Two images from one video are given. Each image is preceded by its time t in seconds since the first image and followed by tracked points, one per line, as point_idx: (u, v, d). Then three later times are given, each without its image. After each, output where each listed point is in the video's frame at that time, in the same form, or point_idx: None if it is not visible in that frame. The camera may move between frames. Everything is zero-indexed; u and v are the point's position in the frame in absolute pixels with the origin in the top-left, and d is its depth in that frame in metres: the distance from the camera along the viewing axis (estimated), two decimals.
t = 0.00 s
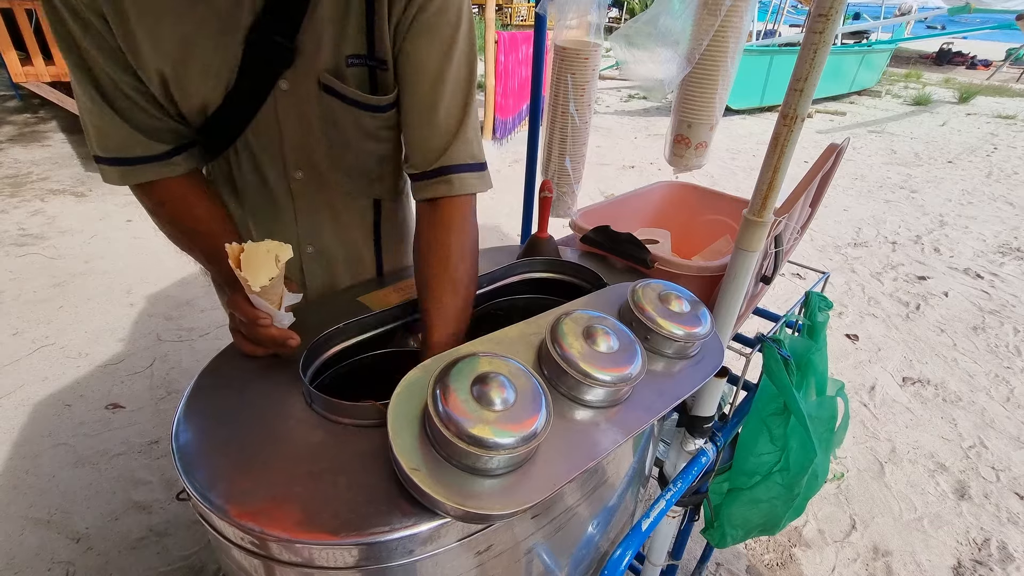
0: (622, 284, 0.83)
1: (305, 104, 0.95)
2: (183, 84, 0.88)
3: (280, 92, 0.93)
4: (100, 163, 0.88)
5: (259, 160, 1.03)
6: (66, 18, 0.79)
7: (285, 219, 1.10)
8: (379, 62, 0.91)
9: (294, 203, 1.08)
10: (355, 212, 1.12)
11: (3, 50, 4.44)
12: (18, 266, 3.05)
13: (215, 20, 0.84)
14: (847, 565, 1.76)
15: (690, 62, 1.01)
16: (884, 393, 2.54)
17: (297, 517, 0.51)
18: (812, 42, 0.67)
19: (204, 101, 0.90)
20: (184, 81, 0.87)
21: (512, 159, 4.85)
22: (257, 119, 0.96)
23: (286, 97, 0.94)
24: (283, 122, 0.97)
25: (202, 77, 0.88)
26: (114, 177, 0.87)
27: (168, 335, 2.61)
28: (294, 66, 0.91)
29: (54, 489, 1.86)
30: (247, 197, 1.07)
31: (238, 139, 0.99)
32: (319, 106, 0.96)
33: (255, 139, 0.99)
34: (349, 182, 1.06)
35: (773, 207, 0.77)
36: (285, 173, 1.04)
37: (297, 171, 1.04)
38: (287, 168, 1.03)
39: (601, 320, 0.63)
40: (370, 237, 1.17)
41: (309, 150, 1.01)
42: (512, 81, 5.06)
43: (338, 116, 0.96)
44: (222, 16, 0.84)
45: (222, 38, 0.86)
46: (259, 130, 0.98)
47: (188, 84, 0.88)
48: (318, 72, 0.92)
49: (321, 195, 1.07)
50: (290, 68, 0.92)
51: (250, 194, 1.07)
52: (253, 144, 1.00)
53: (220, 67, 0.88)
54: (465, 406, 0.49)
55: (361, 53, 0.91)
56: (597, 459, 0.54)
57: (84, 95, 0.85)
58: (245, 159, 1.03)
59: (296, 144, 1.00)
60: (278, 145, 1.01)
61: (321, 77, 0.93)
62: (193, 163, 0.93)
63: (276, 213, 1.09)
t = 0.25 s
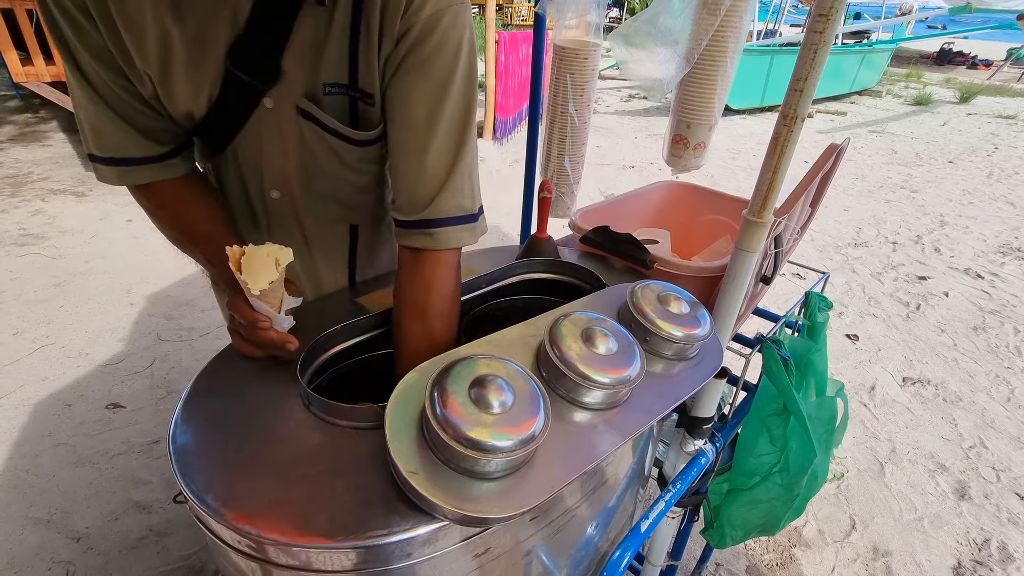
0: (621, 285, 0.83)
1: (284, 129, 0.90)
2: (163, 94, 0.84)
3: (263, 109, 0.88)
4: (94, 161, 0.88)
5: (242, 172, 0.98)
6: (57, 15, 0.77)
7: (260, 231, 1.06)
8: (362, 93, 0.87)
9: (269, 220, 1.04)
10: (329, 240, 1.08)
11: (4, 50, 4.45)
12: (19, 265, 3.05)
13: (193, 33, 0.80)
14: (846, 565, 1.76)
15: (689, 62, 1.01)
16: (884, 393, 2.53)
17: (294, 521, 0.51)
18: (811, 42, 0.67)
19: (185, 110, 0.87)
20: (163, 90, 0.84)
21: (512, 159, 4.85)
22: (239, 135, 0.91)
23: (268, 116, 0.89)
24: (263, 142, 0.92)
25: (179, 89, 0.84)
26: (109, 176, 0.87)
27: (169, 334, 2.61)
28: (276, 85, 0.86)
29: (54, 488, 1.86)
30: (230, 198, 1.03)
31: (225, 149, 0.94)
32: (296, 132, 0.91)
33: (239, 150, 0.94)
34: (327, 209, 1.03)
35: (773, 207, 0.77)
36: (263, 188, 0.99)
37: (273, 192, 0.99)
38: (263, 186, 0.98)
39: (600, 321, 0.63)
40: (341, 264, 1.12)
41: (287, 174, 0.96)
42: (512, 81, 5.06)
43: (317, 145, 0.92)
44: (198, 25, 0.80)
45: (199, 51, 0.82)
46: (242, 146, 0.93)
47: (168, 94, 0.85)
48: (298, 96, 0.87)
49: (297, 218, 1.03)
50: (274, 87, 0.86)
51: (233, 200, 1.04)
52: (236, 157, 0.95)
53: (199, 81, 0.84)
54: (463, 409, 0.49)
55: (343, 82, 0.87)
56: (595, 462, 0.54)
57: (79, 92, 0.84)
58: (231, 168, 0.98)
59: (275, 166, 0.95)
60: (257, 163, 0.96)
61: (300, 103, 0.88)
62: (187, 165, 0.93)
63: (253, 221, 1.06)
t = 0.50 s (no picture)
0: (619, 285, 0.83)
1: (272, 135, 0.89)
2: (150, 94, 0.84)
3: (251, 113, 0.87)
4: (87, 161, 0.89)
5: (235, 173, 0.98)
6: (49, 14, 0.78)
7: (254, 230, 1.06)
8: (349, 104, 0.85)
9: (263, 220, 1.04)
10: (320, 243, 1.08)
11: (4, 51, 4.46)
12: (19, 265, 3.05)
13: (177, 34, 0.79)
14: (846, 565, 1.75)
15: (687, 61, 1.01)
16: (885, 393, 2.53)
17: (290, 523, 0.51)
18: (809, 42, 0.67)
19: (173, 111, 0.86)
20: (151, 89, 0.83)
21: (512, 159, 4.85)
22: (230, 138, 0.91)
23: (256, 120, 0.88)
24: (253, 146, 0.91)
25: (165, 90, 0.83)
26: (100, 177, 0.88)
27: (169, 335, 2.62)
28: (263, 91, 0.85)
29: (54, 489, 1.86)
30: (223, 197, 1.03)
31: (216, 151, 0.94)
32: (284, 140, 0.89)
33: (230, 151, 0.93)
34: (320, 216, 1.03)
35: (772, 207, 0.77)
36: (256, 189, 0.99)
37: (267, 194, 0.99)
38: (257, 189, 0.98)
39: (597, 323, 0.63)
40: (334, 266, 1.12)
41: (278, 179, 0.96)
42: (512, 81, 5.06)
43: (305, 154, 0.91)
44: (181, 24, 0.78)
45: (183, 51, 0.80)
46: (233, 149, 0.93)
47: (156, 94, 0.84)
48: (283, 103, 0.86)
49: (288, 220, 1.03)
50: (262, 91, 0.85)
51: (227, 200, 1.04)
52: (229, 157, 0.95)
53: (184, 83, 0.83)
54: (460, 411, 0.49)
55: (329, 92, 0.85)
56: (593, 463, 0.54)
57: (73, 92, 0.85)
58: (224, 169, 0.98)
59: (266, 170, 0.95)
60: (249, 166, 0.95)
61: (286, 111, 0.86)
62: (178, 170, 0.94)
63: (247, 220, 1.06)
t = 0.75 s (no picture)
0: (618, 286, 0.84)
1: (275, 115, 0.89)
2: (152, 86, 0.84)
3: (253, 98, 0.88)
4: (88, 163, 0.89)
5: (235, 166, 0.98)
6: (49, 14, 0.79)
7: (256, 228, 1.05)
8: (356, 76, 0.85)
9: (264, 214, 1.03)
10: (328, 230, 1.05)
11: (5, 51, 4.47)
12: (20, 266, 3.06)
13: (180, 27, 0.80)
14: (846, 565, 1.75)
15: (687, 63, 1.01)
16: (885, 393, 2.53)
17: (290, 523, 0.51)
18: (808, 43, 0.67)
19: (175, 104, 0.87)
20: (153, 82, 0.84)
21: (512, 159, 4.85)
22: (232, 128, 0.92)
23: (259, 104, 0.89)
24: (254, 131, 0.92)
25: (167, 82, 0.84)
26: (102, 178, 0.88)
27: (169, 335, 2.62)
28: (265, 72, 0.86)
29: (55, 489, 1.86)
30: (224, 198, 1.04)
31: (216, 146, 0.95)
32: (289, 119, 0.90)
33: (231, 145, 0.95)
34: (320, 204, 1.00)
35: (771, 207, 0.77)
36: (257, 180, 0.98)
37: (267, 183, 0.98)
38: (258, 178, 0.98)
39: (597, 323, 0.63)
40: (344, 256, 1.09)
41: (280, 162, 0.95)
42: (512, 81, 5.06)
43: (309, 131, 0.90)
44: (185, 17, 0.79)
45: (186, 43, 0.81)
46: (234, 139, 0.94)
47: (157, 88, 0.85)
48: (289, 80, 0.87)
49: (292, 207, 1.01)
50: (262, 75, 0.86)
51: (228, 199, 1.04)
52: (230, 150, 0.96)
53: (187, 75, 0.84)
54: (459, 412, 0.49)
55: (335, 66, 0.85)
56: (592, 464, 0.54)
57: (74, 93, 0.85)
58: (224, 164, 0.99)
59: (268, 155, 0.95)
60: (250, 155, 0.96)
61: (291, 87, 0.87)
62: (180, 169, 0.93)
63: (248, 218, 1.06)
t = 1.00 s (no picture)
0: (620, 286, 0.84)
1: (300, 83, 0.98)
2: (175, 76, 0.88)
3: (272, 74, 0.95)
4: (65, 162, 0.84)
5: (253, 151, 1.02)
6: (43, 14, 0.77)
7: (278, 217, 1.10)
8: (380, 29, 1.00)
9: (287, 198, 1.08)
10: (358, 193, 1.12)
11: (6, 53, 4.47)
12: (23, 266, 3.07)
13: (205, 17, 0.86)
14: (847, 566, 1.75)
15: (687, 63, 1.02)
16: (886, 393, 2.53)
17: (294, 520, 0.51)
18: (807, 43, 0.67)
19: (197, 93, 0.91)
20: (174, 72, 0.88)
21: (513, 159, 4.85)
22: (251, 111, 0.98)
23: (278, 79, 0.96)
24: (277, 107, 0.98)
25: (193, 71, 0.89)
26: (81, 174, 0.83)
27: (171, 335, 2.63)
28: (288, 44, 0.95)
29: (57, 488, 1.87)
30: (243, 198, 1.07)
31: (232, 133, 0.99)
32: (318, 80, 0.99)
33: (247, 129, 0.99)
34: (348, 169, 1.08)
35: (771, 207, 0.77)
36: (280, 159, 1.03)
37: (290, 161, 1.04)
38: (280, 158, 1.03)
39: (598, 322, 0.64)
40: (373, 218, 1.17)
41: (302, 135, 1.02)
42: (513, 82, 5.06)
43: (340, 86, 1.00)
44: (208, 7, 0.85)
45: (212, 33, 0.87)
46: (255, 121, 0.99)
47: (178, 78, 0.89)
48: (316, 46, 0.96)
49: (320, 179, 1.07)
50: (281, 48, 0.94)
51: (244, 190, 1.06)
52: (247, 136, 1.00)
53: (211, 64, 0.89)
54: (461, 409, 0.49)
55: (360, 24, 0.98)
56: (593, 461, 0.54)
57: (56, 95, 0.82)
58: (239, 155, 1.03)
59: (290, 131, 1.01)
60: (271, 136, 1.01)
61: (319, 49, 0.96)
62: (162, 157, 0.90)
63: (268, 211, 1.09)
